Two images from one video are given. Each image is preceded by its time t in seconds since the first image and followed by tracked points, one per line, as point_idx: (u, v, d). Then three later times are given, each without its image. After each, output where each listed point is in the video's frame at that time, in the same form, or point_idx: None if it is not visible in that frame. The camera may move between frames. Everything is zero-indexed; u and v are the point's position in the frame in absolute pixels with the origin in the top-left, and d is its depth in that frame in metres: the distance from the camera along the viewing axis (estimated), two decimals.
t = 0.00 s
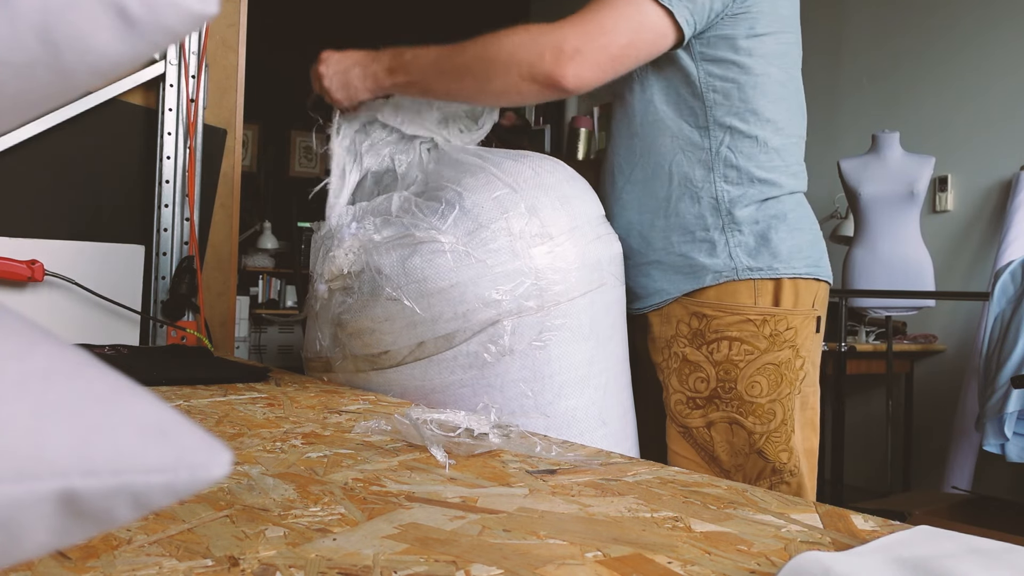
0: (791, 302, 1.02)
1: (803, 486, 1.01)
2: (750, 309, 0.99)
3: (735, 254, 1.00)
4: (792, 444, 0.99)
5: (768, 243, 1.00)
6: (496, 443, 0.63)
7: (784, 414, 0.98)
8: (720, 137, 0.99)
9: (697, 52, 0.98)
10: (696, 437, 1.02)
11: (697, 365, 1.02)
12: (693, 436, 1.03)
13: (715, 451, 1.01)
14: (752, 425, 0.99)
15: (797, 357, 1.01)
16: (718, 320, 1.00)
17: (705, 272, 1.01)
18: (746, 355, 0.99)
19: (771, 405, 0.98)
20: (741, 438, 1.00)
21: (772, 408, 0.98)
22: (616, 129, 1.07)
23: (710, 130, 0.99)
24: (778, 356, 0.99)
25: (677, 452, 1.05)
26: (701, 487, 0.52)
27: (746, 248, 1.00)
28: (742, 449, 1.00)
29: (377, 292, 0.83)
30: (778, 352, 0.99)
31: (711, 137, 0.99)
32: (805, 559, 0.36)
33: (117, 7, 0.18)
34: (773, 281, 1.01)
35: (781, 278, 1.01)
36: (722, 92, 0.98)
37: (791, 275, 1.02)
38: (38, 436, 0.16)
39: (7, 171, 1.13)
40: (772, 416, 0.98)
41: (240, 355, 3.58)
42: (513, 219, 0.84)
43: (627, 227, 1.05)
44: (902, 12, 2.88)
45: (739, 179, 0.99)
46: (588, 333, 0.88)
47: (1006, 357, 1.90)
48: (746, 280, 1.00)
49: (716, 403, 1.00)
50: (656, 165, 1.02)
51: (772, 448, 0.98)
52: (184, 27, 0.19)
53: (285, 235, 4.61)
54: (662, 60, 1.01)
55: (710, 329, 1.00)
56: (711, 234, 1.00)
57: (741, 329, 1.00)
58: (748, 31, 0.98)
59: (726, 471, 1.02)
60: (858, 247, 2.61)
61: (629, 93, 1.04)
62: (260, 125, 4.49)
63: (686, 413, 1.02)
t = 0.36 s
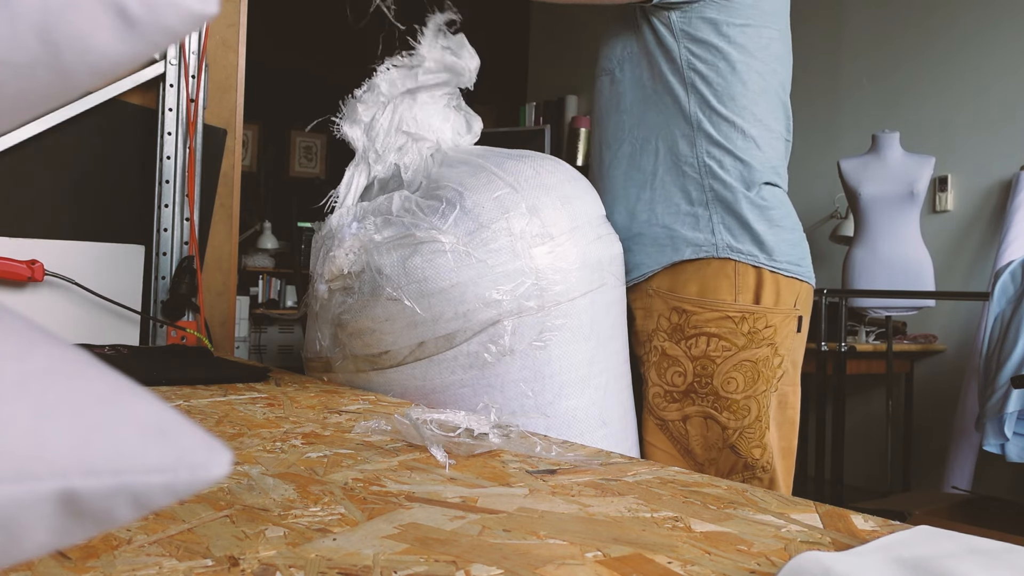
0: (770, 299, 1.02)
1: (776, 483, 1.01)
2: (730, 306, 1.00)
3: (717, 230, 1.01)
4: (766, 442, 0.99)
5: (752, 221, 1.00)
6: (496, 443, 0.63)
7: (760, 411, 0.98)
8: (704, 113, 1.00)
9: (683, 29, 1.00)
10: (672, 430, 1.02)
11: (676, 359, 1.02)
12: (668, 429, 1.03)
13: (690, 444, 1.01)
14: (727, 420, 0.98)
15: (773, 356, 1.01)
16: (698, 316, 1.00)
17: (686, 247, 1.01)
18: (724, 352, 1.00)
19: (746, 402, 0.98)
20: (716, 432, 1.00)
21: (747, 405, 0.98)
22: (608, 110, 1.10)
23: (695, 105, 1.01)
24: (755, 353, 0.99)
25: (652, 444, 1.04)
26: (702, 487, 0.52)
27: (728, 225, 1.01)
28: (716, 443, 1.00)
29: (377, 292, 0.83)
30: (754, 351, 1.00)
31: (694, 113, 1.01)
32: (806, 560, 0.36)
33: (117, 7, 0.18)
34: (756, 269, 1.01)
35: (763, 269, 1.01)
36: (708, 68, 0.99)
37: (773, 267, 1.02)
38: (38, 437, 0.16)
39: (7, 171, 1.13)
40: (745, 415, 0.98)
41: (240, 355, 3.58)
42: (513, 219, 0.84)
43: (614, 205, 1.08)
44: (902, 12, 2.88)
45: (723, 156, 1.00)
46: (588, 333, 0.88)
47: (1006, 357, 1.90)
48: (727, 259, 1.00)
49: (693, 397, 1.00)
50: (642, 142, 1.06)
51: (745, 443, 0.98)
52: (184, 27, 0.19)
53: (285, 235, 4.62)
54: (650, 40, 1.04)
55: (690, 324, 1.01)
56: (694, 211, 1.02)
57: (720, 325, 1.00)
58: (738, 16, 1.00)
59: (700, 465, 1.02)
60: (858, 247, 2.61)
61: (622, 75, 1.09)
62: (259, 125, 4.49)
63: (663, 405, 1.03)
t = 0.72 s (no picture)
0: (802, 306, 1.03)
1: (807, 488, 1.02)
2: (763, 312, 0.99)
3: (750, 238, 1.01)
4: (797, 450, 1.00)
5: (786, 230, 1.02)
6: (496, 443, 0.63)
7: (792, 419, 0.99)
8: (745, 117, 1.00)
9: (738, 25, 0.99)
10: (700, 437, 1.02)
11: (706, 364, 1.01)
12: (697, 437, 1.02)
13: (720, 453, 1.01)
14: (759, 428, 0.98)
15: (804, 363, 1.02)
16: (731, 321, 1.00)
17: (719, 252, 1.01)
18: (756, 358, 0.99)
19: (778, 409, 0.98)
20: (748, 441, 0.99)
21: (779, 412, 0.98)
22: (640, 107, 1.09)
23: (737, 108, 1.00)
24: (787, 360, 1.00)
25: (677, 452, 1.04)
26: (702, 487, 0.52)
27: (761, 232, 1.01)
28: (748, 452, 1.00)
29: (377, 292, 0.83)
30: (785, 357, 1.00)
31: (736, 117, 1.00)
32: (806, 560, 0.36)
33: (117, 7, 0.18)
34: (787, 276, 1.02)
35: (794, 275, 1.03)
36: (753, 73, 0.99)
37: (802, 275, 1.03)
38: (39, 440, 0.16)
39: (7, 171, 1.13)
40: (779, 421, 0.98)
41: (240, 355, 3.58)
42: (513, 220, 0.84)
43: (639, 204, 1.07)
44: (902, 11, 2.87)
45: (760, 164, 1.00)
46: (588, 333, 0.88)
47: (1006, 357, 1.90)
48: (761, 266, 1.01)
49: (725, 404, 1.00)
50: (676, 141, 1.04)
51: (779, 452, 0.99)
52: (183, 27, 0.18)
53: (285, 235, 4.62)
54: (693, 39, 1.02)
55: (723, 329, 1.00)
56: (728, 216, 1.01)
57: (752, 331, 0.99)
58: (785, 22, 1.00)
59: (729, 473, 1.02)
60: (857, 247, 2.62)
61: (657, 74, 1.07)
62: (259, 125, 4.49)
63: (690, 412, 1.02)
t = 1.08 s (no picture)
0: (857, 316, 1.00)
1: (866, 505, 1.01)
2: (821, 328, 0.97)
3: (806, 265, 0.97)
4: (857, 468, 0.98)
5: (841, 252, 0.99)
6: (496, 443, 0.63)
7: (850, 436, 0.98)
8: (803, 142, 0.95)
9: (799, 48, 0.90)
10: (759, 461, 0.99)
11: (762, 384, 0.99)
12: (757, 459, 1.00)
13: (780, 476, 0.98)
14: (821, 448, 0.96)
15: (858, 374, 1.00)
16: (786, 337, 0.97)
17: (775, 285, 0.97)
18: (814, 374, 0.97)
19: (837, 427, 0.96)
20: (810, 463, 0.96)
21: (838, 430, 0.97)
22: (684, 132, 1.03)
23: (794, 134, 0.94)
24: (844, 374, 0.98)
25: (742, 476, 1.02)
26: (701, 487, 0.52)
27: (818, 259, 0.97)
28: (810, 474, 0.97)
29: (376, 292, 0.83)
30: (840, 372, 0.97)
31: (792, 142, 0.95)
32: (806, 560, 0.36)
33: (118, 7, 0.18)
34: (841, 293, 0.99)
35: (849, 289, 1.00)
36: (812, 96, 0.93)
37: (858, 286, 1.01)
38: (39, 438, 0.16)
39: (7, 171, 1.13)
40: (838, 440, 0.97)
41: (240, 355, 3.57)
42: (514, 221, 0.84)
43: (686, 233, 1.05)
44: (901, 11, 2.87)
45: (815, 187, 0.96)
46: (589, 334, 0.88)
47: (1006, 357, 1.90)
48: (818, 289, 0.97)
49: (784, 424, 0.97)
50: (728, 172, 0.99)
51: (841, 472, 0.96)
52: (184, 28, 0.19)
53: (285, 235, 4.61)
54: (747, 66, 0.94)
55: (779, 346, 0.97)
56: (784, 245, 0.97)
57: (810, 346, 0.97)
58: (848, 35, 0.92)
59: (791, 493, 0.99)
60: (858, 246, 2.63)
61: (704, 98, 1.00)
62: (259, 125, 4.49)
63: (748, 435, 1.00)
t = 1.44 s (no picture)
0: (866, 320, 0.99)
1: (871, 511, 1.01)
2: (828, 334, 0.96)
3: (814, 272, 0.97)
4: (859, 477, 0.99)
5: (852, 257, 0.98)
6: (497, 443, 0.63)
7: (853, 445, 0.97)
8: (813, 147, 0.94)
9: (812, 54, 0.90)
10: (758, 467, 1.00)
11: (765, 391, 0.99)
12: (757, 465, 1.01)
13: (780, 483, 0.99)
14: (823, 457, 0.96)
15: (865, 381, 0.99)
16: (790, 343, 0.97)
17: (782, 292, 0.98)
18: (819, 381, 0.96)
19: (840, 435, 0.96)
20: (811, 471, 0.97)
21: (842, 439, 0.96)
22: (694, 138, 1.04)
23: (804, 139, 0.94)
24: (850, 381, 0.97)
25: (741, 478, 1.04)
26: (701, 487, 0.52)
27: (827, 265, 0.97)
28: (811, 483, 0.97)
29: (377, 291, 0.83)
30: (847, 378, 0.97)
31: (802, 148, 0.95)
32: (806, 559, 0.36)
33: (118, 7, 0.18)
34: (852, 297, 0.98)
35: (861, 294, 0.99)
36: (824, 101, 0.92)
37: (870, 292, 1.00)
38: (36, 436, 0.16)
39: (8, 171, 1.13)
40: (842, 448, 0.96)
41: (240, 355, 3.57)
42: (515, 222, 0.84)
43: (695, 237, 1.05)
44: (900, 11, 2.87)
45: (825, 193, 0.95)
46: (589, 334, 0.88)
47: (1006, 356, 1.90)
48: (826, 297, 0.97)
49: (785, 430, 0.97)
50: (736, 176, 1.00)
51: (843, 482, 0.97)
52: (184, 28, 0.19)
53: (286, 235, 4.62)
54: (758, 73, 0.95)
55: (783, 352, 0.98)
56: (792, 251, 0.97)
57: (814, 352, 0.97)
58: (865, 40, 0.91)
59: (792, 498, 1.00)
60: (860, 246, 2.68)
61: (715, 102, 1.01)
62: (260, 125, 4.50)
63: (749, 442, 1.01)
